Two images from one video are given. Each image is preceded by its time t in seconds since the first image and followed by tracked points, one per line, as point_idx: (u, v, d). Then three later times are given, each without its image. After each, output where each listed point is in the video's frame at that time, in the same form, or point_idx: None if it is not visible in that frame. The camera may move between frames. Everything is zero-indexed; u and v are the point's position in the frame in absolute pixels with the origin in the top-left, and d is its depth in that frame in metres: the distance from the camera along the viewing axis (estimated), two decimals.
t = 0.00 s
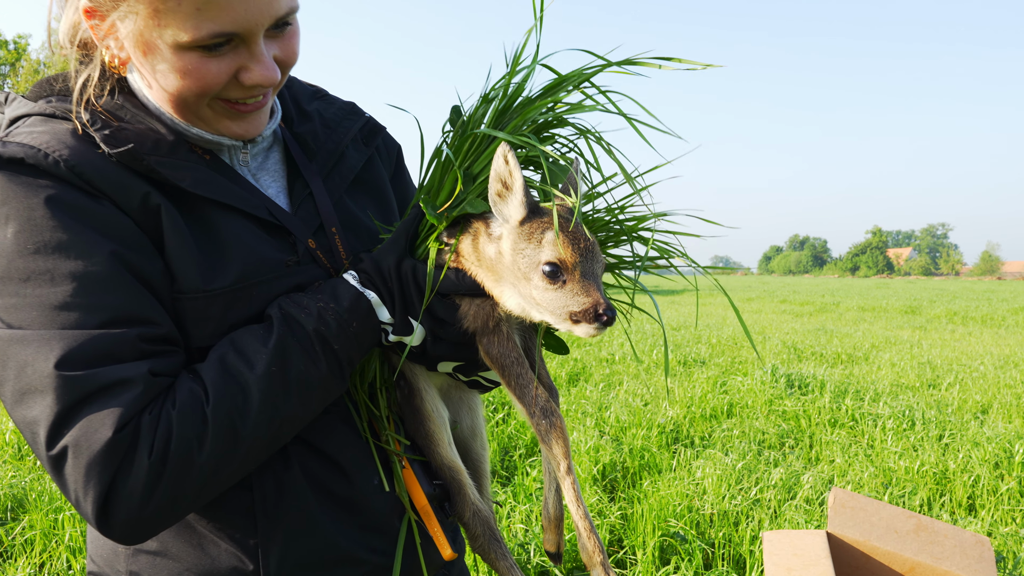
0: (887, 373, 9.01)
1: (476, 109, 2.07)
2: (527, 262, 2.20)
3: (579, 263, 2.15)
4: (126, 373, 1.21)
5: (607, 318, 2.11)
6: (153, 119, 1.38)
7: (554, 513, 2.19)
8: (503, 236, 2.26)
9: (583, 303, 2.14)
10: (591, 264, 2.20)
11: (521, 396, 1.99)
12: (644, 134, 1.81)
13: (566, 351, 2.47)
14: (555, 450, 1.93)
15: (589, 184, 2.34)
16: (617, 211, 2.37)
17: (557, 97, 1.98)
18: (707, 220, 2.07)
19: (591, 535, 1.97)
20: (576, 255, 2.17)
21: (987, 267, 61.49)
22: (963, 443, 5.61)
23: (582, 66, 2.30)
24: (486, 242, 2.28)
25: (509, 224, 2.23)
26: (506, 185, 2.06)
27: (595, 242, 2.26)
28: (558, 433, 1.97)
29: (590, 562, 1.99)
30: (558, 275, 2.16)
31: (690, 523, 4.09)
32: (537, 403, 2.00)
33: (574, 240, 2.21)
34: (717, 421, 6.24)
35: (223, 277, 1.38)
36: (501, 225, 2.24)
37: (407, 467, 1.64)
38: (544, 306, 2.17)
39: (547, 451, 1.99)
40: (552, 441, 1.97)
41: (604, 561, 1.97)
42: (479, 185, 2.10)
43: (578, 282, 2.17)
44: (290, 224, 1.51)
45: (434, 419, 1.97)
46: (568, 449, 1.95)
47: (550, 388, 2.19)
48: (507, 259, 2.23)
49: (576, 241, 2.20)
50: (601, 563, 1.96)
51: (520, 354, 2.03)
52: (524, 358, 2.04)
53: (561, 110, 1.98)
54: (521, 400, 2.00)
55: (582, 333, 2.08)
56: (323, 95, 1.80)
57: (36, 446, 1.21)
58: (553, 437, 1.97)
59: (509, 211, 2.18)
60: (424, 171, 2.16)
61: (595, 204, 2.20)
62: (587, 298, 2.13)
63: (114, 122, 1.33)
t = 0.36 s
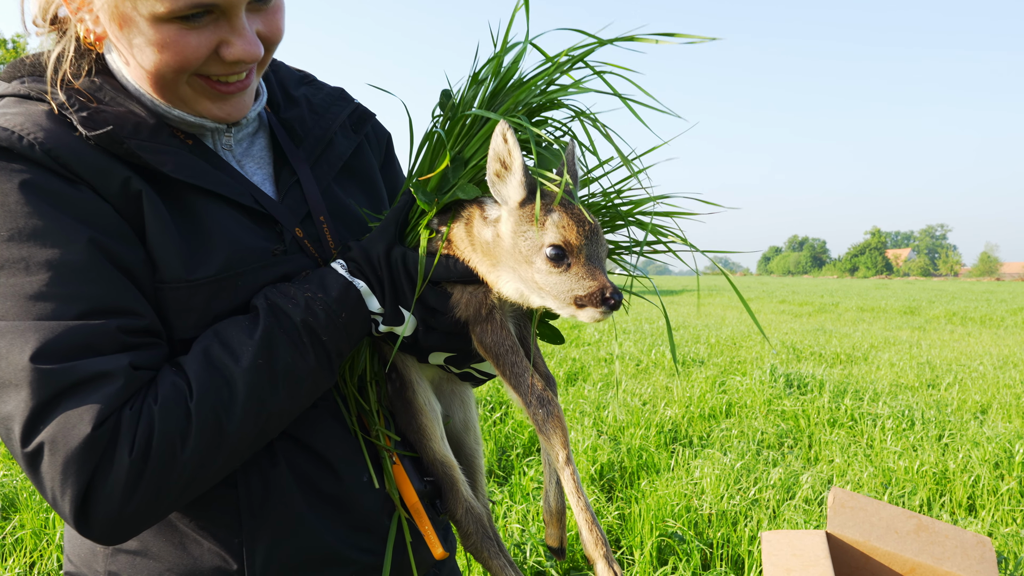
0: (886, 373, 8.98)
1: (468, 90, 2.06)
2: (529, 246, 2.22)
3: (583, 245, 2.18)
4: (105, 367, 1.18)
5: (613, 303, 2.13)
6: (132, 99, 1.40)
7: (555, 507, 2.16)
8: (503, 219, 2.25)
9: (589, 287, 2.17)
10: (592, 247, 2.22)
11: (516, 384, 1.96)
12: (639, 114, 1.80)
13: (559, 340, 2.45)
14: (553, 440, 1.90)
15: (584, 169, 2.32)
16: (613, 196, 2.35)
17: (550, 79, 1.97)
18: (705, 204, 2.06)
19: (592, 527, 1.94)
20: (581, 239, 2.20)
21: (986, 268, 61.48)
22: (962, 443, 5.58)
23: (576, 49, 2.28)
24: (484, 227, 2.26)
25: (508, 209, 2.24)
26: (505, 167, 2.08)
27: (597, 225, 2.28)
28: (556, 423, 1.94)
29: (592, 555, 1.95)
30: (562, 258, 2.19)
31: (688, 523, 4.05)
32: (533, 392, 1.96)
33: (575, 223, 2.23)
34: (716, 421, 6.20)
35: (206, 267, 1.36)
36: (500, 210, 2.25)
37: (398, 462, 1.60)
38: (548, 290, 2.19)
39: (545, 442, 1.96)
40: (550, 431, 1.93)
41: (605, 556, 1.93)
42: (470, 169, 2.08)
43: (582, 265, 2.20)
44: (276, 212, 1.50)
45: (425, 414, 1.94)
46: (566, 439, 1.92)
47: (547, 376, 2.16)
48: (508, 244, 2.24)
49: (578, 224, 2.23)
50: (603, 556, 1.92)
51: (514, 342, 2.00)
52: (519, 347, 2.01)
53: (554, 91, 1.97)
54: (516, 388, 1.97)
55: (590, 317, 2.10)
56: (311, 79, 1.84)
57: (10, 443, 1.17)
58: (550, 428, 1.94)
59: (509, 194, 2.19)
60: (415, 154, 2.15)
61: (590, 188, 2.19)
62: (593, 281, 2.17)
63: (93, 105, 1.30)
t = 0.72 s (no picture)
0: (887, 374, 8.94)
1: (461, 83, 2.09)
2: (534, 238, 2.18)
3: (591, 236, 2.15)
4: (87, 367, 1.19)
5: (625, 293, 2.09)
6: (115, 88, 1.47)
7: (550, 510, 2.13)
8: (505, 212, 2.22)
9: (598, 279, 2.14)
10: (601, 238, 2.18)
11: (510, 385, 1.92)
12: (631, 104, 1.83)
13: (552, 340, 2.44)
14: (548, 442, 1.86)
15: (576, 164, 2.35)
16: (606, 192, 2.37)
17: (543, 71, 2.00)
18: (700, 197, 2.14)
19: (587, 531, 1.90)
20: (588, 230, 2.16)
21: (986, 269, 61.42)
22: (963, 444, 5.55)
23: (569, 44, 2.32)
24: (479, 222, 2.27)
25: (510, 201, 2.21)
26: (504, 157, 2.06)
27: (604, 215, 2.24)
28: (551, 424, 1.89)
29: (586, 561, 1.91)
30: (570, 250, 2.15)
31: (686, 525, 4.03)
32: (528, 393, 1.92)
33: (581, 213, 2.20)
34: (716, 422, 6.17)
35: (189, 265, 1.39)
36: (501, 204, 2.22)
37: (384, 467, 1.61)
38: (556, 283, 2.16)
39: (539, 443, 1.92)
40: (544, 432, 1.90)
41: (601, 562, 1.89)
42: (461, 164, 2.11)
43: (591, 256, 2.16)
44: (263, 207, 1.54)
45: (416, 416, 1.94)
46: (561, 441, 1.88)
47: (540, 376, 2.14)
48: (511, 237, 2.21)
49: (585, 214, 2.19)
50: (597, 563, 1.88)
51: (507, 341, 1.97)
52: (512, 346, 1.98)
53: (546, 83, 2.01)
54: (510, 389, 1.94)
55: (601, 310, 2.07)
56: (301, 70, 1.91)
57: None
58: (544, 430, 1.90)
59: (510, 185, 2.16)
60: (406, 149, 2.17)
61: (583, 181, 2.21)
62: (603, 272, 2.13)
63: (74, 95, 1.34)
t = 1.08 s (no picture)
0: (886, 375, 8.91)
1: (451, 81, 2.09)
2: (536, 239, 2.16)
3: (594, 237, 2.14)
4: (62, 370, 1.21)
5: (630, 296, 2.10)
6: (97, 84, 1.46)
7: (539, 516, 2.10)
8: (505, 211, 2.18)
9: (601, 280, 2.15)
10: (602, 238, 2.18)
11: (498, 387, 1.91)
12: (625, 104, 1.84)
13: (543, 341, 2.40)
14: (537, 446, 1.83)
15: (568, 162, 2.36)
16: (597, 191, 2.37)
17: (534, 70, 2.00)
18: (694, 199, 2.15)
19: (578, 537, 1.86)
20: (592, 232, 2.14)
21: (987, 270, 61.36)
22: (963, 446, 5.52)
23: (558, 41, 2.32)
24: (472, 222, 2.22)
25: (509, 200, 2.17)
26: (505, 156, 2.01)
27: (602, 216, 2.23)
28: (540, 426, 1.87)
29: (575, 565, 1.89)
30: (573, 251, 2.13)
31: (684, 528, 3.99)
32: (517, 395, 1.90)
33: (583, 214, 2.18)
34: (715, 424, 6.14)
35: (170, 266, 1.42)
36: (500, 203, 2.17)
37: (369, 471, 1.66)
38: (558, 284, 2.15)
39: (529, 447, 1.89)
40: (534, 435, 1.87)
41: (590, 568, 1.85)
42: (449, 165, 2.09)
43: (593, 258, 2.16)
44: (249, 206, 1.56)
45: (402, 421, 1.93)
46: (550, 445, 1.85)
47: (529, 379, 2.11)
48: (510, 237, 2.18)
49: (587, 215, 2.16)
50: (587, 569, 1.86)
51: (497, 342, 1.95)
52: (502, 347, 1.96)
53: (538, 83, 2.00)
54: (499, 391, 1.91)
55: (606, 313, 2.08)
56: (289, 68, 1.93)
57: None
58: (534, 432, 1.87)
59: (511, 184, 2.11)
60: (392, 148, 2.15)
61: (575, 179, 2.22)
62: (606, 274, 2.14)
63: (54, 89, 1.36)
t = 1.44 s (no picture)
0: (887, 378, 8.87)
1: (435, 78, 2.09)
2: (528, 235, 2.15)
3: (587, 233, 2.14)
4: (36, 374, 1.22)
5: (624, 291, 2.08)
6: (80, 82, 1.45)
7: (528, 521, 2.06)
8: (497, 205, 2.17)
9: (594, 276, 2.14)
10: (596, 236, 2.16)
11: (487, 387, 1.88)
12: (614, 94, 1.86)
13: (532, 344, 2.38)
14: (527, 445, 1.81)
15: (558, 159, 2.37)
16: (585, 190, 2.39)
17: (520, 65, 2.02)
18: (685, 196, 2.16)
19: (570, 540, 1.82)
20: (586, 228, 2.13)
21: (988, 272, 61.25)
22: (964, 450, 5.48)
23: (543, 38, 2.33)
24: (461, 219, 2.20)
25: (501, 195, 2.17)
26: (496, 153, 2.02)
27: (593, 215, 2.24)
28: (530, 427, 1.85)
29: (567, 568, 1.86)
30: (567, 246, 2.13)
31: (684, 532, 3.95)
32: (506, 395, 1.88)
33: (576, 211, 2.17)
34: (715, 427, 6.11)
35: (150, 268, 1.43)
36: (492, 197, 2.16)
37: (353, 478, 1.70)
38: (551, 280, 2.14)
39: (519, 448, 1.87)
40: (523, 436, 1.85)
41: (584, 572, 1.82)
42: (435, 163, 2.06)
43: (586, 254, 2.15)
44: (236, 210, 1.60)
45: (389, 428, 1.94)
46: (539, 444, 1.83)
47: (518, 381, 2.08)
48: (501, 233, 2.16)
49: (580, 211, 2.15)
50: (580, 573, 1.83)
51: (485, 342, 1.93)
52: (491, 347, 1.94)
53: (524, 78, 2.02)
54: (488, 391, 1.89)
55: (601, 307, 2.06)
56: (276, 67, 1.97)
57: None
58: (525, 433, 1.86)
59: (503, 178, 2.11)
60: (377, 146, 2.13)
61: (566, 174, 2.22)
62: (599, 270, 2.14)
63: (36, 83, 1.38)
